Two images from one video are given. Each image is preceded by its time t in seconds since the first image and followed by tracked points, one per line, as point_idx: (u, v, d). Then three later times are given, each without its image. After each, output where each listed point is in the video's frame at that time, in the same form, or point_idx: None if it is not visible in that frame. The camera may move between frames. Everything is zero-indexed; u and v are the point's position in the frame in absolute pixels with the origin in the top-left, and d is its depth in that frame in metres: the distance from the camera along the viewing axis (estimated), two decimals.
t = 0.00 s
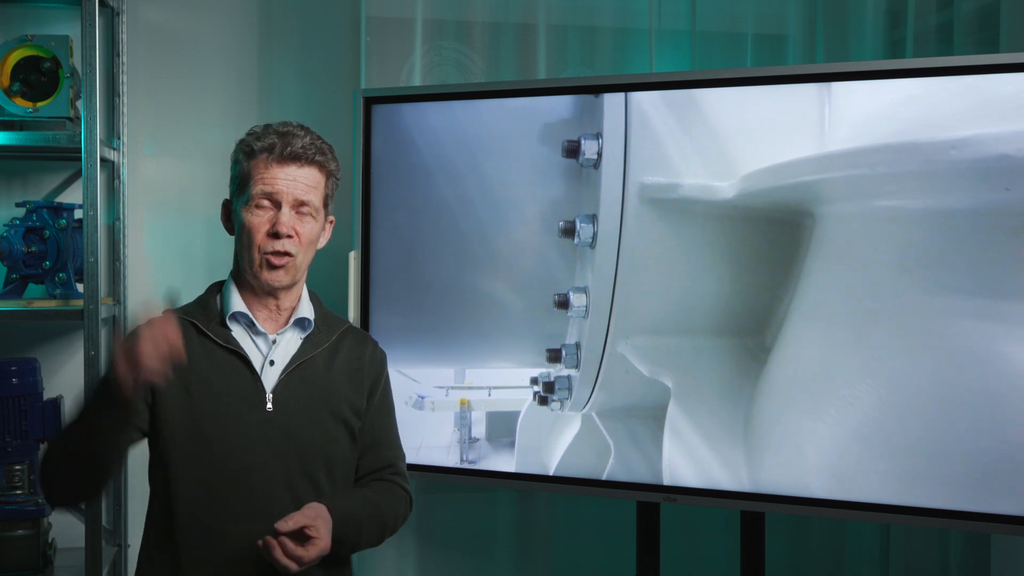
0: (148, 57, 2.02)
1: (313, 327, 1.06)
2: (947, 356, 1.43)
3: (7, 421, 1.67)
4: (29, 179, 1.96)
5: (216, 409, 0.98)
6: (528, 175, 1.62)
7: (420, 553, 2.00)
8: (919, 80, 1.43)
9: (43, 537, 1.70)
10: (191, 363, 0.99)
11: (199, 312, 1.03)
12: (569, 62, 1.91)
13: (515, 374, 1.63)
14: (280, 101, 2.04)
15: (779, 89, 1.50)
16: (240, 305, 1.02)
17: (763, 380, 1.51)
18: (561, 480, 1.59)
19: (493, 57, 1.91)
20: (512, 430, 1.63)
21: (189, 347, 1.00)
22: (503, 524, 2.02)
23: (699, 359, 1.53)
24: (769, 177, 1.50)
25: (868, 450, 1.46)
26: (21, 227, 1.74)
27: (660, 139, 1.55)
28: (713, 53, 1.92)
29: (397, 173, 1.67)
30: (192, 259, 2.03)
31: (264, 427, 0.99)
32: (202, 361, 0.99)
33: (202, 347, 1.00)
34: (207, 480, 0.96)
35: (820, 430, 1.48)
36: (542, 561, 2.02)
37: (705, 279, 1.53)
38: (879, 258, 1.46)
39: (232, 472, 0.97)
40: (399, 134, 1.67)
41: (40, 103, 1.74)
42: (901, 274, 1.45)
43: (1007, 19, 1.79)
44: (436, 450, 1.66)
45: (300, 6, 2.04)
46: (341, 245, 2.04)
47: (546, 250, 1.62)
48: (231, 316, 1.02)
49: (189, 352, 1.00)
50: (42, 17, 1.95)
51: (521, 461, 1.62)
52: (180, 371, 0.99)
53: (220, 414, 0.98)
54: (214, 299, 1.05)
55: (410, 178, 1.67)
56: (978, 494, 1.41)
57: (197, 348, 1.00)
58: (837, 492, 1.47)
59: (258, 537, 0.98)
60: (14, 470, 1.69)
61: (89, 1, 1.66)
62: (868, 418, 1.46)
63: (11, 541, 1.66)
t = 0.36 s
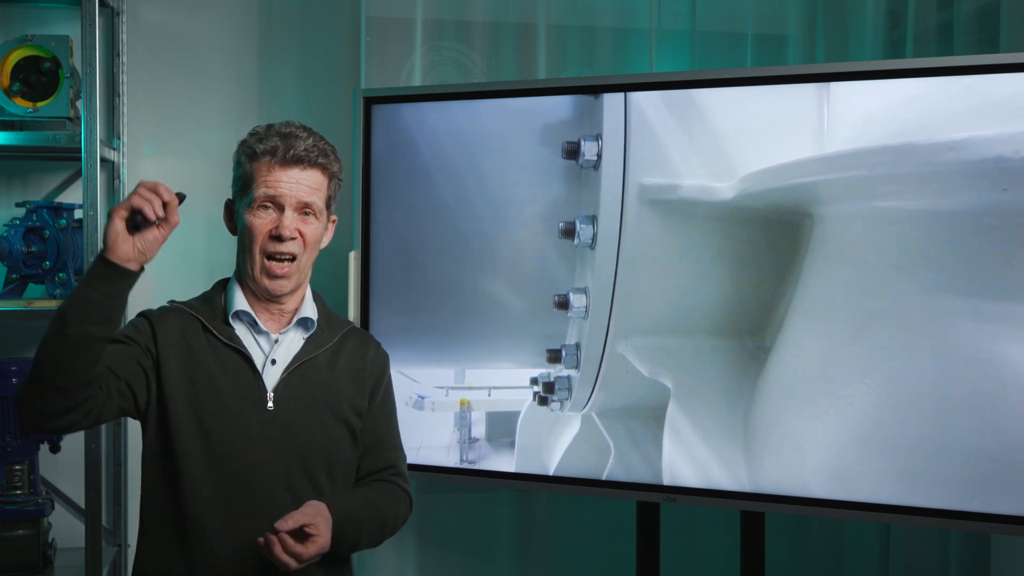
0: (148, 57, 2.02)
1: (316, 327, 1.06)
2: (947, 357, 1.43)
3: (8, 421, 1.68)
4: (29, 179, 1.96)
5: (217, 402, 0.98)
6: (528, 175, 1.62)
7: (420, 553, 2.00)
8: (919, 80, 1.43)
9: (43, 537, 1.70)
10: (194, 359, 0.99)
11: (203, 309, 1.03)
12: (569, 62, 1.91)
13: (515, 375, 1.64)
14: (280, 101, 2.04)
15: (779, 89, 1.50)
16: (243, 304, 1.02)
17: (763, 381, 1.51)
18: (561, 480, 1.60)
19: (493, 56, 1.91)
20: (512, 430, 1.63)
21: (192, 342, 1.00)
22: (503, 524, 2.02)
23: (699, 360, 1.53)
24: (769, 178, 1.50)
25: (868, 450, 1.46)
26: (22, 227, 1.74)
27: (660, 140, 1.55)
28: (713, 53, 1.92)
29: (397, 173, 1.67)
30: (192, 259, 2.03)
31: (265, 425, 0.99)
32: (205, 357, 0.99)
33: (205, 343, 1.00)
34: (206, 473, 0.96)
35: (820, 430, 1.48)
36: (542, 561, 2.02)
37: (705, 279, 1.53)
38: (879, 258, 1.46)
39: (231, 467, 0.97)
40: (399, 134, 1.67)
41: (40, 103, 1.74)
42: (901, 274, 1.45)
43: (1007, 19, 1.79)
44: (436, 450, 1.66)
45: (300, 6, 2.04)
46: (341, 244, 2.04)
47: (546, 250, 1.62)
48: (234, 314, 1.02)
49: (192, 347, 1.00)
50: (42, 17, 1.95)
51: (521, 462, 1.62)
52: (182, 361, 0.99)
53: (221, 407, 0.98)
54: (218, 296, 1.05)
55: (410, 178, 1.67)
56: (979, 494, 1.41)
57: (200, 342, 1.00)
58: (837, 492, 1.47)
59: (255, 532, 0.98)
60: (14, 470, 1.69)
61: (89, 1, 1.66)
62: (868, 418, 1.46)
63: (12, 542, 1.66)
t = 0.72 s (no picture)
0: (148, 57, 2.02)
1: (317, 327, 1.06)
2: (948, 357, 1.43)
3: (7, 422, 1.68)
4: (29, 179, 1.96)
5: (217, 400, 0.98)
6: (528, 176, 1.62)
7: (420, 553, 2.00)
8: (918, 80, 1.43)
9: (43, 537, 1.70)
10: (193, 357, 0.99)
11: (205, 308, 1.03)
12: (569, 62, 1.91)
13: (515, 375, 1.63)
14: (280, 101, 2.04)
15: (779, 89, 1.50)
16: (244, 304, 1.02)
17: (763, 381, 1.51)
18: (561, 481, 1.59)
19: (493, 57, 1.91)
20: (512, 431, 1.63)
21: (191, 340, 1.00)
22: (503, 524, 2.02)
23: (699, 360, 1.53)
24: (769, 178, 1.50)
25: (868, 450, 1.46)
26: (22, 227, 1.74)
27: (660, 140, 1.55)
28: (713, 53, 1.92)
29: (397, 173, 1.67)
30: (192, 259, 2.03)
31: (265, 425, 0.99)
32: (204, 355, 0.99)
33: (205, 341, 1.00)
34: (206, 472, 0.96)
35: (820, 431, 1.48)
36: (542, 561, 2.02)
37: (704, 280, 1.53)
38: (879, 259, 1.46)
39: (230, 465, 0.97)
40: (399, 135, 1.67)
41: (40, 103, 1.74)
42: (901, 275, 1.45)
43: (1007, 19, 1.79)
44: (436, 451, 1.66)
45: (300, 6, 2.04)
46: (341, 245, 2.04)
47: (546, 251, 1.62)
48: (235, 313, 1.02)
49: (191, 345, 1.00)
50: (42, 17, 1.95)
51: (521, 462, 1.62)
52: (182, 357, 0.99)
53: (221, 404, 0.98)
54: (220, 296, 1.05)
55: (410, 179, 1.67)
56: (979, 494, 1.40)
57: (201, 341, 1.00)
58: (837, 492, 1.47)
59: (254, 531, 0.97)
60: (14, 470, 1.69)
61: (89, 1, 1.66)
62: (868, 419, 1.46)
63: (12, 541, 1.66)
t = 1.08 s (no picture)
0: (148, 57, 2.02)
1: (315, 327, 1.06)
2: (948, 357, 1.43)
3: (7, 422, 1.68)
4: (29, 179, 1.96)
5: (216, 400, 0.98)
6: (528, 176, 1.62)
7: (420, 554, 2.00)
8: (918, 81, 1.43)
9: (43, 537, 1.70)
10: (192, 358, 0.99)
11: (203, 308, 1.03)
12: (569, 62, 1.91)
13: (515, 376, 1.63)
14: (280, 101, 2.04)
15: (779, 90, 1.50)
16: (242, 304, 1.02)
17: (763, 382, 1.51)
18: (561, 481, 1.60)
19: (493, 57, 1.91)
20: (512, 432, 1.63)
21: (190, 340, 1.00)
22: (503, 524, 2.02)
23: (699, 361, 1.53)
24: (769, 178, 1.50)
25: (868, 450, 1.46)
26: (22, 227, 1.74)
27: (660, 140, 1.54)
28: (713, 53, 1.92)
29: (397, 174, 1.67)
30: (192, 260, 2.03)
31: (264, 425, 0.99)
32: (202, 355, 0.99)
33: (203, 342, 1.00)
34: (205, 473, 0.96)
35: (820, 431, 1.48)
36: (542, 561, 2.02)
37: (704, 280, 1.53)
38: (879, 260, 1.46)
39: (230, 465, 0.97)
40: (399, 135, 1.67)
41: (40, 103, 1.74)
42: (901, 275, 1.45)
43: (1007, 19, 1.79)
44: (436, 452, 1.66)
45: (300, 6, 2.04)
46: (341, 245, 2.04)
47: (546, 251, 1.62)
48: (234, 314, 1.02)
49: (190, 345, 1.00)
50: (42, 17, 1.95)
51: (521, 463, 1.62)
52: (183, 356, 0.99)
53: (220, 405, 0.98)
54: (218, 296, 1.05)
55: (410, 179, 1.67)
56: (979, 494, 1.40)
57: (200, 341, 1.00)
58: (837, 492, 1.47)
59: (254, 531, 0.97)
60: (14, 470, 1.69)
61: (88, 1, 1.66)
62: (868, 419, 1.46)
63: (12, 542, 1.66)
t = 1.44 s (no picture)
0: (148, 57, 2.02)
1: (314, 328, 1.05)
2: (948, 357, 1.43)
3: (7, 422, 1.67)
4: (29, 179, 1.96)
5: (215, 405, 0.98)
6: (527, 176, 1.62)
7: (420, 554, 2.00)
8: (918, 81, 1.43)
9: (43, 537, 1.70)
10: (191, 364, 0.99)
11: (201, 311, 1.03)
12: (569, 62, 1.91)
13: (515, 376, 1.63)
14: (279, 101, 2.04)
15: (779, 90, 1.50)
16: (240, 305, 1.02)
17: (762, 382, 1.51)
18: (561, 481, 1.59)
19: (493, 56, 1.91)
20: (512, 432, 1.63)
21: (189, 345, 1.00)
22: (503, 524, 2.02)
23: (699, 361, 1.53)
24: (769, 178, 1.50)
25: (868, 450, 1.46)
26: (22, 227, 1.74)
27: (660, 141, 1.54)
28: (713, 53, 1.92)
29: (397, 174, 1.67)
30: (192, 260, 2.03)
31: (264, 427, 0.99)
32: (202, 360, 1.00)
33: (202, 346, 1.00)
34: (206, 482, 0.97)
35: (819, 432, 1.48)
36: (542, 560, 2.02)
37: (704, 281, 1.53)
38: (879, 261, 1.46)
39: (230, 467, 0.97)
40: (399, 135, 1.67)
41: (40, 103, 1.74)
42: (901, 275, 1.45)
43: (1007, 19, 1.79)
44: (436, 452, 1.66)
45: (300, 6, 2.04)
46: (341, 245, 2.04)
47: (546, 251, 1.62)
48: (232, 316, 1.02)
49: (189, 351, 1.00)
50: (42, 17, 1.95)
51: (521, 463, 1.62)
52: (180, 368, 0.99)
53: (219, 410, 0.98)
54: (216, 298, 1.05)
55: (410, 179, 1.67)
56: (979, 494, 1.40)
57: (198, 347, 1.00)
58: (837, 492, 1.47)
59: (256, 532, 0.98)
60: (14, 470, 1.69)
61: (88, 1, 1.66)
62: (868, 420, 1.46)
63: (12, 542, 1.66)
